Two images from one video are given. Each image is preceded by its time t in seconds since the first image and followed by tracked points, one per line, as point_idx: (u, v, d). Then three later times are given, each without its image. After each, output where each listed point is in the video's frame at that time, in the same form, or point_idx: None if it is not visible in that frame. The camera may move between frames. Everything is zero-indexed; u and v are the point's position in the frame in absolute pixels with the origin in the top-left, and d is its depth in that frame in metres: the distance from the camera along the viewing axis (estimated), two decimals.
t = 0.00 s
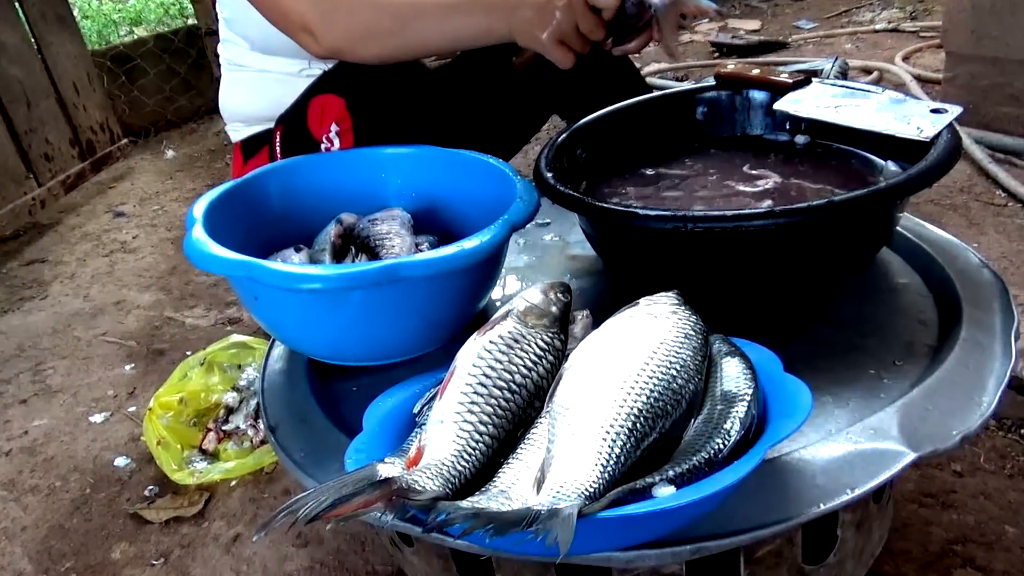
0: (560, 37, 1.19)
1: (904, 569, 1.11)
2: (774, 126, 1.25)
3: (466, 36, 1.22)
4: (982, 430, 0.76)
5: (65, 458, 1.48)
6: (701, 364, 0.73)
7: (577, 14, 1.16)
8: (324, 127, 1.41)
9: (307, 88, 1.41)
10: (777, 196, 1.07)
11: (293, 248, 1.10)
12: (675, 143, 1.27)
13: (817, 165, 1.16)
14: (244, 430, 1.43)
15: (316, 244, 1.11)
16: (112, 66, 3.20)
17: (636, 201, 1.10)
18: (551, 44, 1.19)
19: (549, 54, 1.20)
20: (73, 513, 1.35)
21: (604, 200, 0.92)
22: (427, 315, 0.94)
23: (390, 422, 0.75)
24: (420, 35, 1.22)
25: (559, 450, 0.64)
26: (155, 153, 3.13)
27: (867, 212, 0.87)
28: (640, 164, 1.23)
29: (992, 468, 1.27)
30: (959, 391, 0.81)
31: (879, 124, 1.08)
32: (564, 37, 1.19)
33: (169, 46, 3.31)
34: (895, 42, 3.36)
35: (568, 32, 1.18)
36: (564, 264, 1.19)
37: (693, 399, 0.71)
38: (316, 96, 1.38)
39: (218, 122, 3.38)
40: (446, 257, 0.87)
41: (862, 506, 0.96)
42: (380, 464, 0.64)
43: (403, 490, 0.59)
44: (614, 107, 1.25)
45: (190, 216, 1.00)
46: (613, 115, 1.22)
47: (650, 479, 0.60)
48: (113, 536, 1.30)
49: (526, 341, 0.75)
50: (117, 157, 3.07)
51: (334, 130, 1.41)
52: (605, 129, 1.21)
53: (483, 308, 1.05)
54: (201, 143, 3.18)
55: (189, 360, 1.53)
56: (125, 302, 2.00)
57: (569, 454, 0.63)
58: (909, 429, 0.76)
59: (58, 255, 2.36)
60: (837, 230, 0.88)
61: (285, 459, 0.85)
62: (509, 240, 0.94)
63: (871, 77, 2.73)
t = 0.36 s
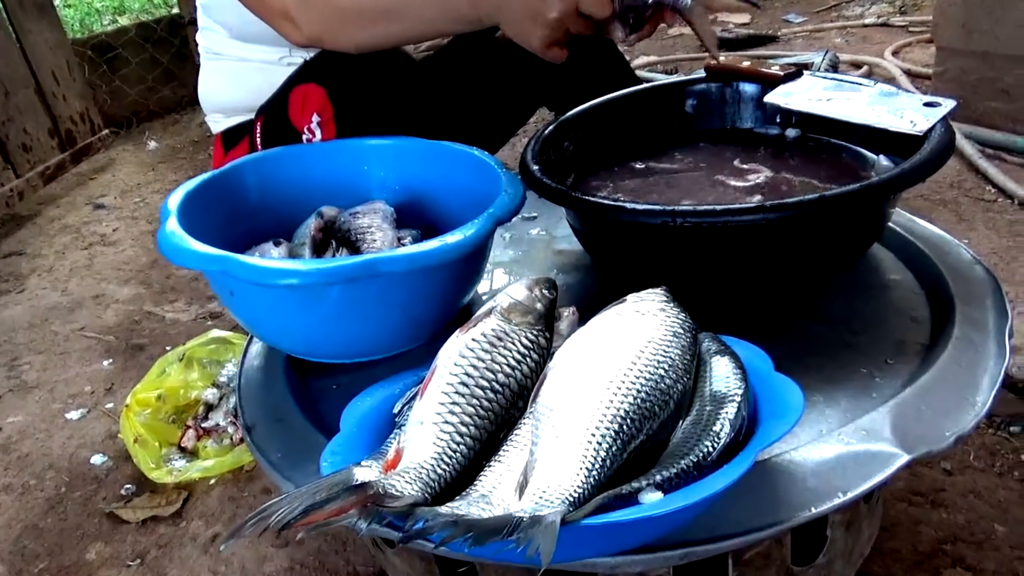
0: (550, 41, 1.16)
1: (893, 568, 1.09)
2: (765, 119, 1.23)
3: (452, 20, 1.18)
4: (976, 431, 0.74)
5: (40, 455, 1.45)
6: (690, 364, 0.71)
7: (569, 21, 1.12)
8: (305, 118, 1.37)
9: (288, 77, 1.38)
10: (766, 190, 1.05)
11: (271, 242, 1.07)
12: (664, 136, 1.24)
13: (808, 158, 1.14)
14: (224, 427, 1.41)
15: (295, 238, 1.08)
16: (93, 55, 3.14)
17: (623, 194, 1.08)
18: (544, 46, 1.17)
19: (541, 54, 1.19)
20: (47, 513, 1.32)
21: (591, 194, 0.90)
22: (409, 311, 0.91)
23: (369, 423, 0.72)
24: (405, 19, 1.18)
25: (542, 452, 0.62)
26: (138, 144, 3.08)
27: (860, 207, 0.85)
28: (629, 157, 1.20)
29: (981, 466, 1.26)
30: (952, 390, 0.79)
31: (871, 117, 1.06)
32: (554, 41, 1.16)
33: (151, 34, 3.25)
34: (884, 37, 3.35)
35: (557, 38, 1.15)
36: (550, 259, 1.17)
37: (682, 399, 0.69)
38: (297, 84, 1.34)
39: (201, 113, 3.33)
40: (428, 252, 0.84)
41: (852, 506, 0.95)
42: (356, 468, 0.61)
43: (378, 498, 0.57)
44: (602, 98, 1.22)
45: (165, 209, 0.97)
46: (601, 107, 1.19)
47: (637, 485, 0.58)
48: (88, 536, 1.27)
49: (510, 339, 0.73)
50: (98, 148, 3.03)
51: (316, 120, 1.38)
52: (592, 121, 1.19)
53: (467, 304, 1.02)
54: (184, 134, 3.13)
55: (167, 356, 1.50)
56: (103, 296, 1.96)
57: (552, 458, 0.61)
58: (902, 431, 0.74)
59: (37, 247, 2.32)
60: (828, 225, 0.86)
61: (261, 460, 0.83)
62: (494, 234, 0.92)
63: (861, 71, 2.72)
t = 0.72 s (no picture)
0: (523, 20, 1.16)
1: (883, 565, 1.09)
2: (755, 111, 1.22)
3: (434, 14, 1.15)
4: (970, 427, 0.73)
5: (19, 453, 1.42)
6: (680, 360, 0.69)
7: None
8: (293, 107, 1.34)
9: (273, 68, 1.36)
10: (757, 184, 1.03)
11: (254, 236, 1.05)
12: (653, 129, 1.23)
13: (800, 152, 1.12)
14: (206, 424, 1.39)
15: (279, 231, 1.06)
16: (75, 46, 3.09)
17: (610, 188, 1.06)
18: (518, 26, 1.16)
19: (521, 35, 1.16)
20: (26, 512, 1.30)
21: (581, 187, 0.88)
22: (394, 307, 0.89)
23: (352, 422, 0.71)
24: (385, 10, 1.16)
25: (529, 452, 0.60)
26: (121, 136, 3.04)
27: (852, 200, 0.84)
28: (618, 150, 1.18)
29: (971, 461, 1.25)
30: (945, 386, 0.78)
31: (863, 109, 1.05)
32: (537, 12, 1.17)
33: (134, 25, 3.21)
34: (872, 30, 3.35)
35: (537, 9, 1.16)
36: (538, 252, 1.15)
37: (672, 397, 0.67)
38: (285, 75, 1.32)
39: (186, 105, 3.29)
40: (414, 246, 0.82)
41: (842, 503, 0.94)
42: (337, 469, 0.60)
43: (359, 501, 0.56)
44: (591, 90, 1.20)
45: (143, 202, 0.94)
46: (590, 99, 1.17)
47: (626, 485, 0.57)
48: (68, 535, 1.26)
49: (496, 335, 0.71)
50: (81, 140, 2.99)
51: (303, 110, 1.36)
52: (580, 114, 1.17)
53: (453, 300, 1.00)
54: (168, 126, 3.09)
55: (148, 352, 1.47)
56: (85, 290, 1.93)
57: (539, 457, 0.59)
58: (896, 428, 0.73)
59: (17, 241, 2.28)
60: (818, 219, 0.84)
61: (241, 459, 0.81)
62: (480, 228, 0.90)
63: (850, 64, 2.71)
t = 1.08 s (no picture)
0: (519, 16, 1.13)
1: (876, 561, 1.08)
2: (749, 106, 1.21)
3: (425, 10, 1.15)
4: (965, 423, 0.73)
5: (2, 450, 1.40)
6: (675, 356, 0.69)
7: None
8: (277, 101, 1.33)
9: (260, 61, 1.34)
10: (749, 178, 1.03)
11: (241, 230, 1.03)
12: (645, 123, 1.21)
13: (793, 146, 1.12)
14: (194, 421, 1.37)
15: (266, 226, 1.05)
16: (59, 38, 3.08)
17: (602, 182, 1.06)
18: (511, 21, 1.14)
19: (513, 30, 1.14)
20: (10, 510, 1.28)
21: (572, 181, 0.87)
22: (384, 302, 0.88)
23: (342, 419, 0.69)
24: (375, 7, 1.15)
25: (523, 449, 0.59)
26: (107, 129, 3.01)
27: (846, 194, 0.83)
28: (611, 144, 1.17)
29: (962, 456, 1.25)
30: (940, 382, 0.77)
31: (857, 103, 1.04)
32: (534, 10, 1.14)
33: (120, 17, 3.17)
34: (862, 25, 3.35)
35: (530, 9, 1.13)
36: (530, 247, 1.14)
37: (668, 393, 0.66)
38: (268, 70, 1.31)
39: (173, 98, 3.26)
40: (404, 240, 0.81)
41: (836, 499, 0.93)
42: (327, 467, 0.59)
43: (350, 501, 0.55)
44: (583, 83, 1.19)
45: (128, 195, 0.93)
46: (581, 93, 1.16)
47: (622, 483, 0.56)
48: (53, 533, 1.24)
49: (488, 330, 0.70)
50: (66, 133, 2.96)
51: (289, 104, 1.34)
52: (571, 107, 1.16)
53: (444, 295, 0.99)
54: (154, 119, 3.06)
55: (135, 347, 1.45)
56: (70, 285, 1.91)
57: (533, 455, 0.58)
58: (892, 425, 0.72)
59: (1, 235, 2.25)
60: (812, 213, 0.84)
61: (229, 456, 0.80)
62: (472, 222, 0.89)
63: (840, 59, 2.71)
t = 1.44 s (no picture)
0: None
1: (878, 564, 1.07)
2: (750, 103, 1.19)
3: None
4: (976, 429, 0.71)
5: None
6: (683, 361, 0.67)
7: None
8: (271, 97, 1.31)
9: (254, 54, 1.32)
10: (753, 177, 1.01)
11: (235, 228, 1.01)
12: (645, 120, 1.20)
13: (796, 144, 1.10)
14: (186, 420, 1.36)
15: (261, 223, 1.03)
16: (49, 29, 3.01)
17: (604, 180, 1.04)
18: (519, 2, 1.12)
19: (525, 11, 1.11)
20: None
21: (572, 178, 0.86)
22: (382, 302, 0.86)
23: (340, 424, 0.68)
24: None
25: (529, 458, 0.57)
26: (97, 122, 2.97)
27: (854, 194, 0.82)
28: (611, 141, 1.15)
29: (963, 457, 1.24)
30: (949, 387, 0.76)
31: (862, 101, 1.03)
32: None
33: (110, 8, 3.13)
34: (859, 21, 3.34)
35: None
36: (528, 246, 1.12)
37: (676, 399, 0.65)
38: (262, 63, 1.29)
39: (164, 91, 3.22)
40: (404, 239, 0.79)
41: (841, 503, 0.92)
42: (327, 477, 0.57)
43: (352, 517, 0.53)
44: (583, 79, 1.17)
45: (119, 192, 0.90)
46: (581, 88, 1.14)
47: (632, 496, 0.54)
48: (43, 535, 1.23)
49: (491, 333, 0.68)
50: (55, 126, 2.92)
51: (282, 99, 1.32)
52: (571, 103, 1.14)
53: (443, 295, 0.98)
54: (145, 113, 3.02)
55: (127, 345, 1.43)
56: (60, 281, 1.88)
57: (540, 465, 0.57)
58: (902, 431, 0.71)
59: None
60: (819, 213, 0.82)
61: (224, 461, 0.78)
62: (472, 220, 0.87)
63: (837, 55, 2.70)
